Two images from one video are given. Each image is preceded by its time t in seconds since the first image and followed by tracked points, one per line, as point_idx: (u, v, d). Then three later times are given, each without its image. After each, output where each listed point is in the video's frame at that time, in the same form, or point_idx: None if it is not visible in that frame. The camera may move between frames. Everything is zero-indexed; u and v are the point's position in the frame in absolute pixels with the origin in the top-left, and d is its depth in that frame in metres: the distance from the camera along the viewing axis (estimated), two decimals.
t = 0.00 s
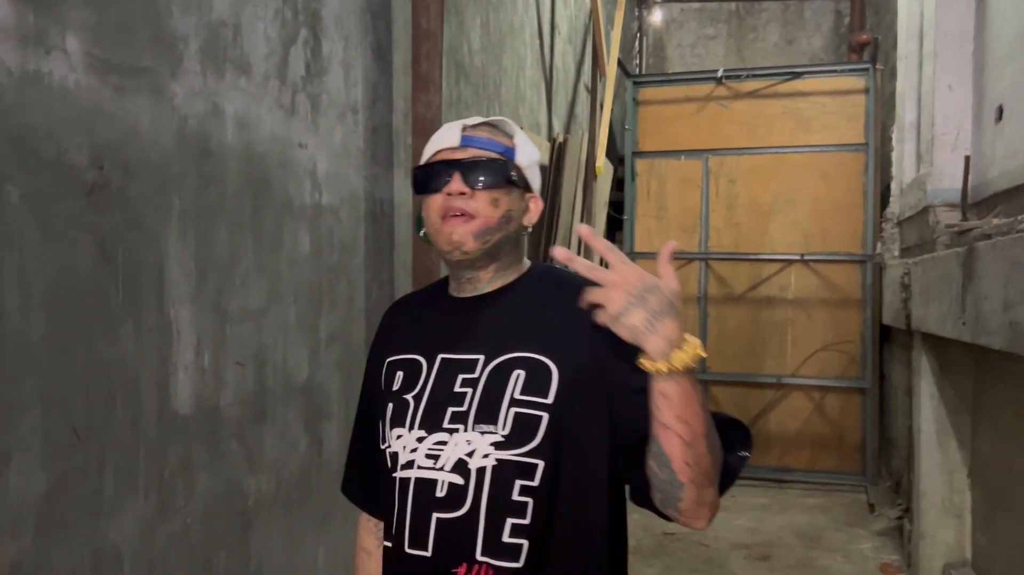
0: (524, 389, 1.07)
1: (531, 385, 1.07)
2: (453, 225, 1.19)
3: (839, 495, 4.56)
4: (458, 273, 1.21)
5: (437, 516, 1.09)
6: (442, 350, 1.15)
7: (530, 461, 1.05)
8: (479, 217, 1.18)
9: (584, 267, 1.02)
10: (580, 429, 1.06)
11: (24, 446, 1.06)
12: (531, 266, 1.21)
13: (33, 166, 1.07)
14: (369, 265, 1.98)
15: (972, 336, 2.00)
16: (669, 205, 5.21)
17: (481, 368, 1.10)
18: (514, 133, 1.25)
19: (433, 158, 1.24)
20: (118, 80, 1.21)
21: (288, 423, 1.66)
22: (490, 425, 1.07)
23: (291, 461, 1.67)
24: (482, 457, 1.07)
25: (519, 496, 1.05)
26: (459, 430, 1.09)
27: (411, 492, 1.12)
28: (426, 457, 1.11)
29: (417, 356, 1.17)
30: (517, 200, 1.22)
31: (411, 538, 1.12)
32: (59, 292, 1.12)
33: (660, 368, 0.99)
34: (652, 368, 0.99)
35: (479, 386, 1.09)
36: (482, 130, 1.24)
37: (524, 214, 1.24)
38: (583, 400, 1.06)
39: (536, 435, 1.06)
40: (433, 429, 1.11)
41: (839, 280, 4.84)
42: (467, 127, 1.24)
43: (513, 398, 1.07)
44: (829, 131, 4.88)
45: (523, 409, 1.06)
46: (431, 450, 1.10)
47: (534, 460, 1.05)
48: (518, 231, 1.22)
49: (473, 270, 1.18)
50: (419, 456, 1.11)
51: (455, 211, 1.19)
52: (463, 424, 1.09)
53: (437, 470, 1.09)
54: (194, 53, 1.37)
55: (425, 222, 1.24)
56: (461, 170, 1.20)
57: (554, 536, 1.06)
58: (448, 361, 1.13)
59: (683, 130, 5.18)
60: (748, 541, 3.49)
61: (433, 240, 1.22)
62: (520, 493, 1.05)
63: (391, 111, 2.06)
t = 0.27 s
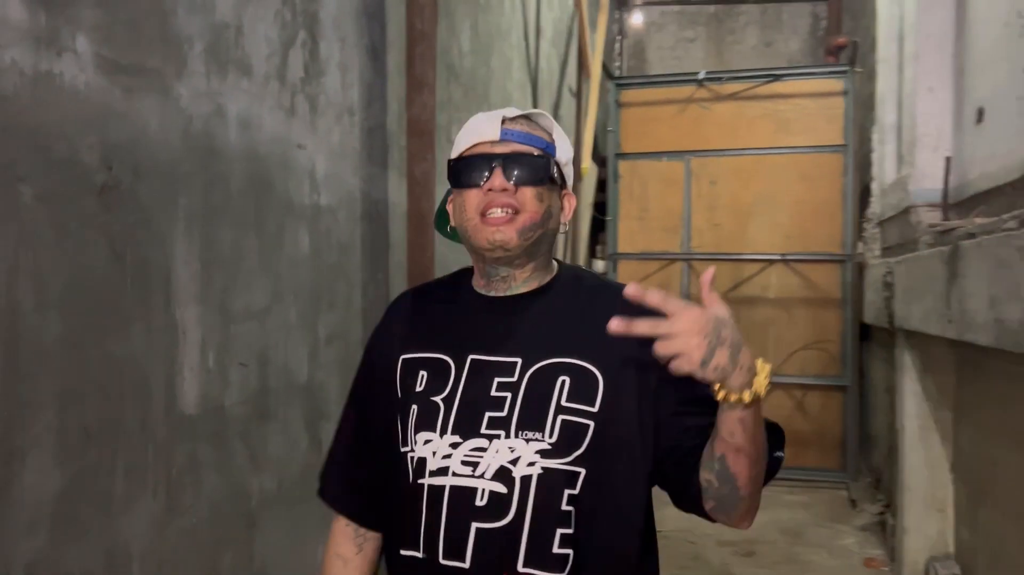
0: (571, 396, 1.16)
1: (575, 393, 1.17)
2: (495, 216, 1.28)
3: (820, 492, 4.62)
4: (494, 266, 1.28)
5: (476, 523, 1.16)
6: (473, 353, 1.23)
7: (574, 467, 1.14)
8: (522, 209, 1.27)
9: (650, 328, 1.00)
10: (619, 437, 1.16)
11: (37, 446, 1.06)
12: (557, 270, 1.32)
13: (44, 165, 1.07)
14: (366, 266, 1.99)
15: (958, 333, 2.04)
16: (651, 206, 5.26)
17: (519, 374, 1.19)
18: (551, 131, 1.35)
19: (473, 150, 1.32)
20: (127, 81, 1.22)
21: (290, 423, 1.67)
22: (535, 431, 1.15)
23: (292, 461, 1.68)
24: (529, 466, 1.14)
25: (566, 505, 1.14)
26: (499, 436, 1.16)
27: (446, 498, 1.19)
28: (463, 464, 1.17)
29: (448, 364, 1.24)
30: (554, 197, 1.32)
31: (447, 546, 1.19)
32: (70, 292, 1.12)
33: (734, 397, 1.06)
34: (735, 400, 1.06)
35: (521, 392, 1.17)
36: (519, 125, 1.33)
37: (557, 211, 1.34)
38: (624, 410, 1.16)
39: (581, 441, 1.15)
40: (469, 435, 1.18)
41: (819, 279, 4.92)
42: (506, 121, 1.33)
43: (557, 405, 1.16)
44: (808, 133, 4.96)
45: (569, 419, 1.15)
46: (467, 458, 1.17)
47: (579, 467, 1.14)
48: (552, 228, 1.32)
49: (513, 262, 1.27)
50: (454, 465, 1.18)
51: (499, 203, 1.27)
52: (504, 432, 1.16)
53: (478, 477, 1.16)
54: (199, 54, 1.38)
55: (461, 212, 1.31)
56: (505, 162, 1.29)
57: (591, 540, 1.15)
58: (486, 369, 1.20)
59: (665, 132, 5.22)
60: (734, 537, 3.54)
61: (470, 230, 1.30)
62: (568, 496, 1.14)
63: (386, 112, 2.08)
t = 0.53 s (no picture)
0: (589, 397, 1.16)
1: (593, 393, 1.16)
2: (508, 215, 1.27)
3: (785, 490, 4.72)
4: (503, 267, 1.27)
5: (499, 529, 1.13)
6: (483, 352, 1.20)
7: (595, 469, 1.14)
8: (534, 208, 1.27)
9: (710, 293, 1.05)
10: (638, 435, 1.16)
11: (31, 457, 1.06)
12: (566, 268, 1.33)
13: (36, 175, 1.07)
14: (345, 272, 2.00)
15: (921, 332, 2.12)
16: (616, 209, 5.44)
17: (534, 375, 1.17)
18: (561, 126, 1.34)
19: (484, 145, 1.30)
20: (114, 88, 1.22)
21: (273, 429, 1.67)
22: (557, 433, 1.14)
23: (275, 468, 1.67)
24: (550, 467, 1.13)
25: (588, 507, 1.13)
26: (517, 439, 1.14)
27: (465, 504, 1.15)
28: (482, 468, 1.15)
29: (456, 360, 1.20)
30: (564, 194, 1.32)
31: (466, 556, 1.14)
32: (62, 302, 1.11)
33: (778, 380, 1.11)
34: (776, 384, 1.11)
35: (538, 393, 1.16)
36: (529, 120, 1.32)
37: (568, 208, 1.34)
38: (642, 410, 1.17)
39: (601, 442, 1.15)
40: (486, 438, 1.15)
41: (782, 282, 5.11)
42: (517, 116, 1.32)
43: (577, 406, 1.15)
44: (769, 138, 5.15)
45: (589, 419, 1.15)
46: (488, 462, 1.15)
47: (598, 469, 1.14)
48: (563, 226, 1.32)
49: (524, 263, 1.27)
50: (473, 469, 1.15)
51: (512, 201, 1.26)
52: (523, 434, 1.15)
53: (497, 482, 1.14)
54: (183, 63, 1.38)
55: (470, 209, 1.30)
56: (517, 159, 1.27)
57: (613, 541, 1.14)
58: (499, 369, 1.18)
59: (629, 139, 5.44)
60: (704, 537, 3.60)
61: (481, 227, 1.28)
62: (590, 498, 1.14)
63: (362, 118, 2.09)
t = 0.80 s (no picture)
0: (599, 405, 1.24)
1: (603, 401, 1.24)
2: (507, 230, 1.36)
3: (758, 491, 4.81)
4: (508, 280, 1.37)
5: (507, 539, 1.21)
6: (490, 360, 1.29)
7: (603, 479, 1.21)
8: (531, 221, 1.36)
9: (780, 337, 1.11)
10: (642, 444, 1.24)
11: (24, 463, 1.05)
12: (572, 274, 1.42)
13: (28, 180, 1.06)
14: (328, 278, 2.00)
15: (894, 332, 2.17)
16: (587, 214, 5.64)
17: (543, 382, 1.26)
18: (551, 129, 1.42)
19: (477, 161, 1.39)
20: (103, 95, 1.21)
21: (260, 436, 1.67)
22: (567, 443, 1.22)
23: (262, 474, 1.67)
24: (559, 478, 1.21)
25: (598, 518, 1.20)
26: (526, 448, 1.23)
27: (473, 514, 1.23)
28: (489, 478, 1.23)
29: (465, 374, 1.29)
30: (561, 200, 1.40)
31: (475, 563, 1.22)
32: (54, 307, 1.11)
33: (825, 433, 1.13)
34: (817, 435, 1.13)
35: (547, 404, 1.24)
36: (518, 128, 1.40)
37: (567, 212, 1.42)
38: (649, 419, 1.25)
39: (611, 451, 1.22)
40: (494, 448, 1.24)
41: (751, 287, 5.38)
42: (505, 127, 1.39)
43: (587, 416, 1.23)
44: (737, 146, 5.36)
45: (597, 428, 1.23)
46: (494, 473, 1.23)
47: (607, 478, 1.22)
48: (564, 231, 1.41)
49: (528, 275, 1.36)
50: (479, 480, 1.23)
51: (510, 217, 1.35)
52: (530, 444, 1.23)
53: (504, 490, 1.22)
54: (170, 69, 1.38)
55: (470, 225, 1.39)
56: (509, 173, 1.36)
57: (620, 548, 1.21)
58: (506, 378, 1.27)
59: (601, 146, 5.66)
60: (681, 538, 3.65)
61: (481, 243, 1.37)
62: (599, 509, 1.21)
63: (343, 125, 2.10)
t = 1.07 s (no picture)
0: (611, 405, 1.28)
1: (615, 400, 1.28)
2: (523, 222, 1.44)
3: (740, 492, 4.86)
4: (524, 277, 1.42)
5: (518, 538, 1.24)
6: (503, 359, 1.33)
7: (615, 479, 1.25)
8: (544, 213, 1.44)
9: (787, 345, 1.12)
10: (653, 443, 1.28)
11: (28, 466, 1.06)
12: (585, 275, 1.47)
13: (28, 183, 1.07)
14: (318, 282, 2.01)
15: (876, 332, 2.21)
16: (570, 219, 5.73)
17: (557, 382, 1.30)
18: (566, 126, 1.51)
19: (494, 154, 1.48)
20: (101, 99, 1.22)
21: (253, 439, 1.68)
22: (578, 442, 1.26)
23: (255, 477, 1.68)
24: (571, 478, 1.25)
25: (611, 518, 1.25)
26: (539, 448, 1.27)
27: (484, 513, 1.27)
28: (502, 478, 1.27)
29: (479, 376, 1.34)
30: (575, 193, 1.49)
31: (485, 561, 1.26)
32: (54, 310, 1.11)
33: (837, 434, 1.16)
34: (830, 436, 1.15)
35: (561, 402, 1.28)
36: (534, 123, 1.49)
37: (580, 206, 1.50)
38: (661, 418, 1.29)
39: (624, 451, 1.27)
40: (507, 448, 1.28)
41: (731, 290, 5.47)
42: (520, 122, 1.49)
43: (598, 413, 1.27)
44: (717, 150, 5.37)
45: (609, 428, 1.27)
46: (506, 473, 1.27)
47: (619, 478, 1.26)
48: (578, 225, 1.48)
49: (542, 271, 1.42)
50: (491, 480, 1.27)
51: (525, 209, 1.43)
52: (543, 444, 1.27)
53: (516, 490, 1.26)
54: (165, 73, 1.39)
55: (486, 218, 1.47)
56: (523, 165, 1.45)
57: (630, 546, 1.25)
58: (520, 376, 1.31)
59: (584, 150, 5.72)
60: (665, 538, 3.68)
61: (498, 234, 1.45)
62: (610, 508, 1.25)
63: (332, 129, 2.11)
